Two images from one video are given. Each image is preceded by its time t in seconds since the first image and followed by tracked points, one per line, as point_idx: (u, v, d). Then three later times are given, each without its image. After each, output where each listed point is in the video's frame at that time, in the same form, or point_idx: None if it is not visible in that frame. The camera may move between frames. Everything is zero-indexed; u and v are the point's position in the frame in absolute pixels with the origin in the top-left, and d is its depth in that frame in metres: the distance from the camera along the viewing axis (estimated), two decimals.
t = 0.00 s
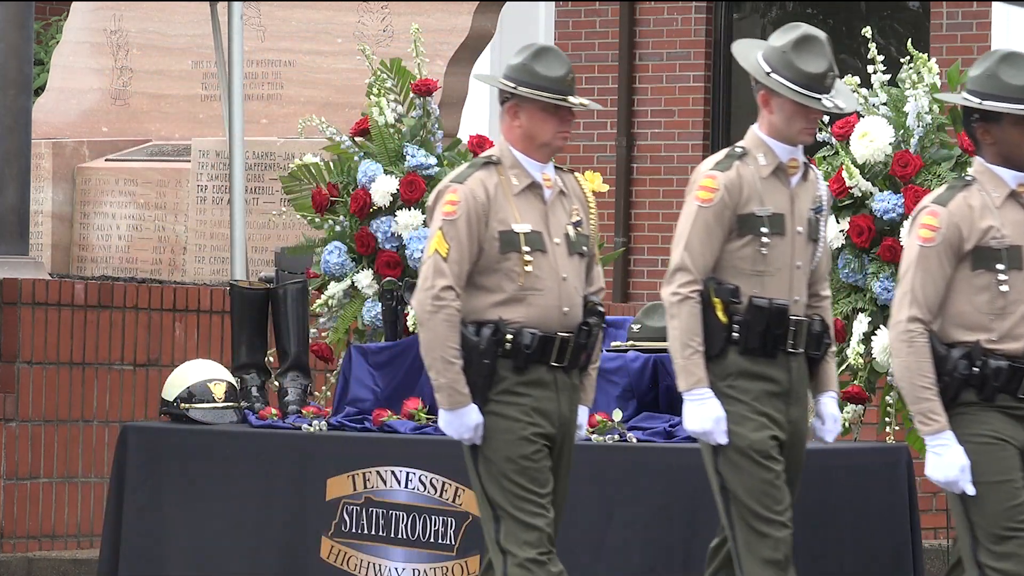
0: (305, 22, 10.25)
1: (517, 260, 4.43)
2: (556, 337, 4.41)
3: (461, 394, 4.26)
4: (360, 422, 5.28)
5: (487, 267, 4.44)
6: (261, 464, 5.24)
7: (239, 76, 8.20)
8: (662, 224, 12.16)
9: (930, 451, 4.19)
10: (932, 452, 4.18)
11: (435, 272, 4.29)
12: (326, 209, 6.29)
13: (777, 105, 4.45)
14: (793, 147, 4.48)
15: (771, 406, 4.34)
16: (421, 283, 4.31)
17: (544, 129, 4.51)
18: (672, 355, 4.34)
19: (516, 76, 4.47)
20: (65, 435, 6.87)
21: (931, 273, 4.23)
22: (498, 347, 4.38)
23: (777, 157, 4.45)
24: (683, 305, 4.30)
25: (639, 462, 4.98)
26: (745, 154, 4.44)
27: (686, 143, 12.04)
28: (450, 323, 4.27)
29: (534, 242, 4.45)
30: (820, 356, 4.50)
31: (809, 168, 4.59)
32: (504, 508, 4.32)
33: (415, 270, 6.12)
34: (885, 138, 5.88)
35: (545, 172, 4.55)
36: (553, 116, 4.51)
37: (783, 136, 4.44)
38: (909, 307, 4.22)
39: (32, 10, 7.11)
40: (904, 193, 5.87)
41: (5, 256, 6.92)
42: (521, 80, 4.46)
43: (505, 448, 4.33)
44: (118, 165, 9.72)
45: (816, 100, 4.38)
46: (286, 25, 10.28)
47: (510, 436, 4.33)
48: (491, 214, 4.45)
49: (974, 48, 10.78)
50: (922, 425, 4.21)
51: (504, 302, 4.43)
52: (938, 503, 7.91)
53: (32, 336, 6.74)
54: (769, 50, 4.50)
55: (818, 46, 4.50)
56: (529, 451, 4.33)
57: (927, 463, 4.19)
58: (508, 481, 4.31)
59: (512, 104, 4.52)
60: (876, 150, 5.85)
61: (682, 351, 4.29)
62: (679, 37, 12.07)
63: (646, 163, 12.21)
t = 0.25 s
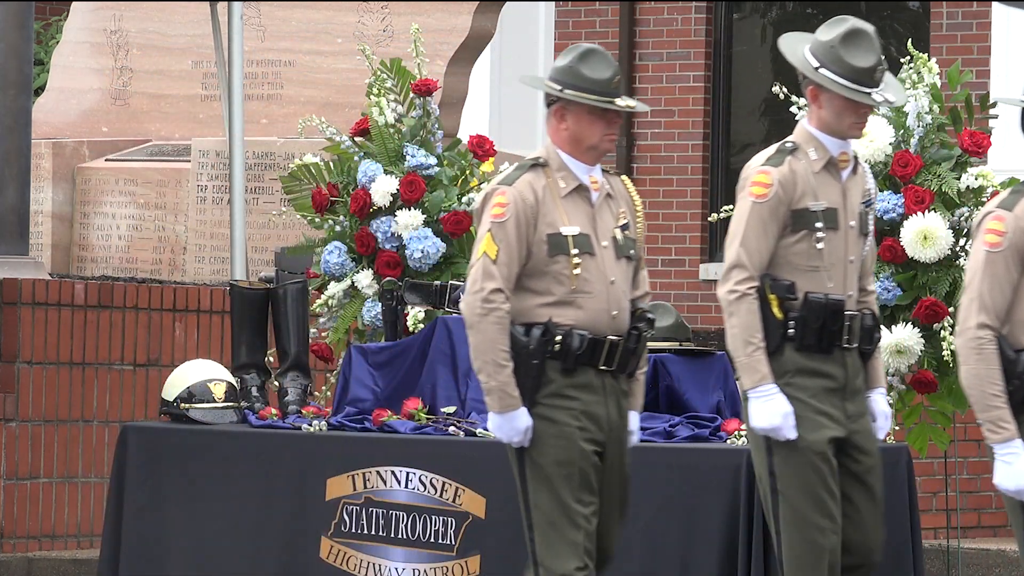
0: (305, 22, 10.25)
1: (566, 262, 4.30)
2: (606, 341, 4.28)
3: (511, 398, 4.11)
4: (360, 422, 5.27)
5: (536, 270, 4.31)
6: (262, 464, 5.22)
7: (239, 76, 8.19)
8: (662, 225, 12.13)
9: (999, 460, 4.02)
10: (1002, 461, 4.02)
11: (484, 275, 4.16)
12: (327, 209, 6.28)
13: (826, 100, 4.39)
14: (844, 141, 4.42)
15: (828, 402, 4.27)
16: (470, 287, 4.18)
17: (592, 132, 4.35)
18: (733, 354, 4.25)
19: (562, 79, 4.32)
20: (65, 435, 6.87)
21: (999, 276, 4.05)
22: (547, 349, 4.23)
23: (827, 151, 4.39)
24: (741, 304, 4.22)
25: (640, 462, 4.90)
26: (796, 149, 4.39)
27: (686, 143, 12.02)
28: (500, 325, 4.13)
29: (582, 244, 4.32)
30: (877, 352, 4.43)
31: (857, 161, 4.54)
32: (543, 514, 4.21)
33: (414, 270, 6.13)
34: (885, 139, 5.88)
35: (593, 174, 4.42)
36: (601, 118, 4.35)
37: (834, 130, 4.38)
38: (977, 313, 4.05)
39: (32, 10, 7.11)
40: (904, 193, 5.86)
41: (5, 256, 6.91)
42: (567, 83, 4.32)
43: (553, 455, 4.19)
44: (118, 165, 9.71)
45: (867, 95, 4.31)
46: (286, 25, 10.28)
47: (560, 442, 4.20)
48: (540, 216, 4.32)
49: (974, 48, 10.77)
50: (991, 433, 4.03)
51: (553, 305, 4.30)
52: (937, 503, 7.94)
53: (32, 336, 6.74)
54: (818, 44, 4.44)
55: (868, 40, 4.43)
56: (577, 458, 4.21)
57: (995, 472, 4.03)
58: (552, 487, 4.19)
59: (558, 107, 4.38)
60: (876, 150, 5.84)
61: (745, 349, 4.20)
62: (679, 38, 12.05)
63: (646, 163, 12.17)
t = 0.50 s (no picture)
0: (305, 22, 10.25)
1: (614, 256, 4.20)
2: (653, 335, 4.18)
3: (560, 393, 4.02)
4: (360, 422, 5.25)
5: (583, 264, 4.22)
6: (261, 464, 5.21)
7: (239, 76, 8.18)
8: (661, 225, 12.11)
9: None
10: None
11: (535, 268, 4.06)
12: (327, 209, 6.28)
13: (882, 95, 4.35)
14: (898, 137, 4.38)
15: (879, 403, 4.24)
16: (520, 281, 4.07)
17: (640, 124, 4.26)
18: (797, 352, 4.17)
19: (609, 70, 4.22)
20: (65, 435, 6.87)
21: None
22: (595, 344, 4.15)
23: (882, 147, 4.34)
24: (802, 301, 4.15)
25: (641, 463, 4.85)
26: (850, 145, 4.35)
27: (686, 143, 12.03)
28: (551, 321, 4.03)
29: (631, 238, 4.22)
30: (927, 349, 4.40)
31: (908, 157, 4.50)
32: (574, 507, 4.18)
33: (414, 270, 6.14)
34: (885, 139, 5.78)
35: (640, 167, 4.32)
36: (649, 110, 4.26)
37: (888, 125, 4.35)
38: None
39: (32, 10, 7.11)
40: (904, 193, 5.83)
41: (5, 256, 6.91)
42: (616, 74, 4.22)
43: (591, 451, 4.14)
44: (118, 165, 9.71)
45: (924, 90, 4.27)
46: (286, 25, 10.27)
47: (599, 438, 4.14)
48: (588, 210, 4.22)
49: (974, 48, 10.78)
50: None
51: (601, 299, 4.21)
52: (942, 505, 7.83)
53: (32, 336, 6.74)
54: (873, 37, 4.38)
55: (924, 34, 4.39)
56: (614, 457, 4.13)
57: None
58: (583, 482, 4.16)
59: (606, 98, 4.27)
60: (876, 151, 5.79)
61: (809, 346, 4.13)
62: (679, 37, 12.06)
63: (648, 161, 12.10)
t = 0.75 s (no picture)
0: (305, 22, 10.25)
1: (671, 266, 4.03)
2: (708, 344, 4.02)
3: (615, 404, 3.82)
4: (360, 422, 5.23)
5: (640, 273, 4.03)
6: (261, 465, 5.19)
7: (239, 76, 8.18)
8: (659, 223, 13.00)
9: None
10: None
11: (591, 275, 3.87)
12: (326, 209, 6.28)
13: (950, 106, 4.19)
14: (966, 149, 4.21)
15: (944, 417, 4.04)
16: (575, 289, 3.88)
17: (700, 132, 4.10)
18: (862, 364, 4.00)
19: (671, 77, 4.06)
20: (65, 435, 6.87)
21: None
22: (651, 354, 3.97)
23: (950, 159, 4.18)
24: (869, 313, 3.97)
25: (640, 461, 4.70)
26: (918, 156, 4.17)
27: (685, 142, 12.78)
28: (608, 330, 3.84)
29: (688, 248, 4.05)
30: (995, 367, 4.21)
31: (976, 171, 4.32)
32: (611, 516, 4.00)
33: (414, 270, 6.14)
34: (885, 138, 5.77)
35: (698, 176, 4.16)
36: (709, 119, 4.10)
37: (957, 136, 4.19)
38: None
39: (32, 10, 7.11)
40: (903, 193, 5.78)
41: (4, 256, 6.90)
42: (676, 82, 4.06)
43: (636, 463, 3.94)
44: (118, 165, 9.71)
45: (993, 100, 4.11)
46: (286, 25, 10.27)
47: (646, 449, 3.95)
48: (645, 219, 4.05)
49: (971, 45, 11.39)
50: None
51: (657, 309, 4.03)
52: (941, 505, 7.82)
53: (32, 335, 6.74)
54: (942, 47, 4.23)
55: (995, 43, 4.22)
56: (659, 470, 3.94)
57: None
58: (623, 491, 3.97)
59: (666, 106, 4.11)
60: (876, 151, 5.74)
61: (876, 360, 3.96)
62: (678, 36, 12.74)
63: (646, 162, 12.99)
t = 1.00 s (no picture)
0: (305, 22, 10.25)
1: (749, 262, 4.08)
2: (788, 342, 4.07)
3: (695, 403, 3.89)
4: (360, 422, 5.21)
5: (717, 270, 4.09)
6: (260, 465, 5.18)
7: (239, 76, 8.17)
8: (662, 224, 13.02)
9: None
10: None
11: (668, 275, 3.95)
12: (326, 209, 6.28)
13: None
14: None
15: None
16: (653, 288, 3.96)
17: (773, 128, 4.15)
18: (936, 360, 4.08)
19: (742, 74, 4.12)
20: (65, 435, 6.86)
21: None
22: (729, 353, 4.03)
23: None
24: (946, 309, 4.05)
25: (638, 462, 4.59)
26: (999, 152, 4.22)
27: (686, 143, 12.83)
28: (687, 328, 3.91)
29: (765, 244, 4.10)
30: None
31: None
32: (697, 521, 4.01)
33: (414, 270, 6.14)
34: (885, 138, 5.77)
35: (772, 172, 4.21)
36: (781, 115, 4.15)
37: None
38: None
39: (32, 10, 7.11)
40: (904, 193, 5.78)
41: (5, 256, 6.91)
42: (748, 78, 4.12)
43: (726, 463, 3.98)
44: (119, 165, 9.71)
45: None
46: (286, 25, 10.27)
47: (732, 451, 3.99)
48: (722, 216, 4.10)
49: (974, 47, 11.29)
50: None
51: (735, 306, 4.08)
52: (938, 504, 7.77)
53: (32, 335, 6.74)
54: None
55: None
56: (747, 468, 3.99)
57: None
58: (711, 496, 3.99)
59: (738, 102, 4.17)
60: (876, 151, 5.74)
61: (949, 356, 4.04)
62: (679, 36, 12.84)
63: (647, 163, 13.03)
